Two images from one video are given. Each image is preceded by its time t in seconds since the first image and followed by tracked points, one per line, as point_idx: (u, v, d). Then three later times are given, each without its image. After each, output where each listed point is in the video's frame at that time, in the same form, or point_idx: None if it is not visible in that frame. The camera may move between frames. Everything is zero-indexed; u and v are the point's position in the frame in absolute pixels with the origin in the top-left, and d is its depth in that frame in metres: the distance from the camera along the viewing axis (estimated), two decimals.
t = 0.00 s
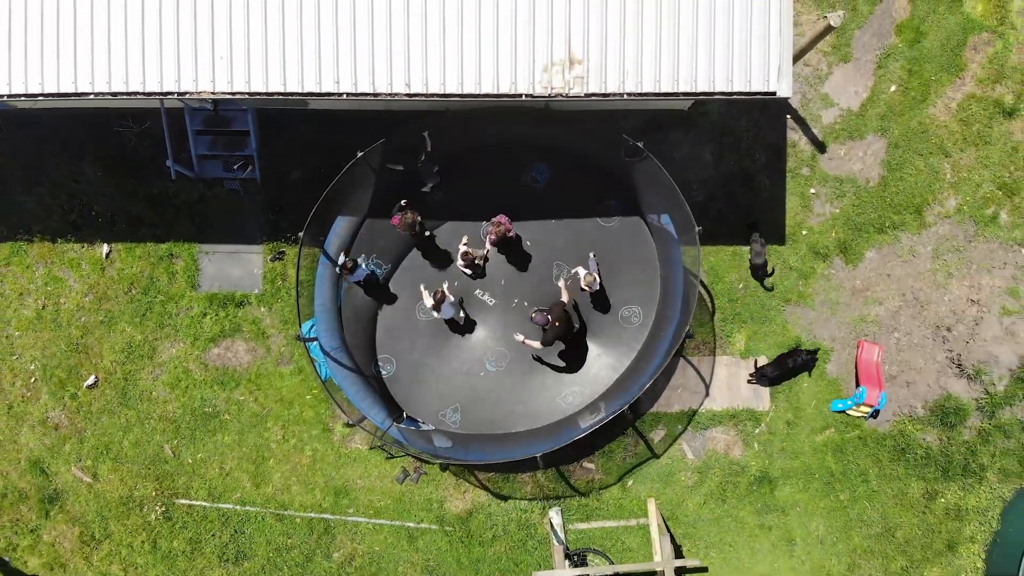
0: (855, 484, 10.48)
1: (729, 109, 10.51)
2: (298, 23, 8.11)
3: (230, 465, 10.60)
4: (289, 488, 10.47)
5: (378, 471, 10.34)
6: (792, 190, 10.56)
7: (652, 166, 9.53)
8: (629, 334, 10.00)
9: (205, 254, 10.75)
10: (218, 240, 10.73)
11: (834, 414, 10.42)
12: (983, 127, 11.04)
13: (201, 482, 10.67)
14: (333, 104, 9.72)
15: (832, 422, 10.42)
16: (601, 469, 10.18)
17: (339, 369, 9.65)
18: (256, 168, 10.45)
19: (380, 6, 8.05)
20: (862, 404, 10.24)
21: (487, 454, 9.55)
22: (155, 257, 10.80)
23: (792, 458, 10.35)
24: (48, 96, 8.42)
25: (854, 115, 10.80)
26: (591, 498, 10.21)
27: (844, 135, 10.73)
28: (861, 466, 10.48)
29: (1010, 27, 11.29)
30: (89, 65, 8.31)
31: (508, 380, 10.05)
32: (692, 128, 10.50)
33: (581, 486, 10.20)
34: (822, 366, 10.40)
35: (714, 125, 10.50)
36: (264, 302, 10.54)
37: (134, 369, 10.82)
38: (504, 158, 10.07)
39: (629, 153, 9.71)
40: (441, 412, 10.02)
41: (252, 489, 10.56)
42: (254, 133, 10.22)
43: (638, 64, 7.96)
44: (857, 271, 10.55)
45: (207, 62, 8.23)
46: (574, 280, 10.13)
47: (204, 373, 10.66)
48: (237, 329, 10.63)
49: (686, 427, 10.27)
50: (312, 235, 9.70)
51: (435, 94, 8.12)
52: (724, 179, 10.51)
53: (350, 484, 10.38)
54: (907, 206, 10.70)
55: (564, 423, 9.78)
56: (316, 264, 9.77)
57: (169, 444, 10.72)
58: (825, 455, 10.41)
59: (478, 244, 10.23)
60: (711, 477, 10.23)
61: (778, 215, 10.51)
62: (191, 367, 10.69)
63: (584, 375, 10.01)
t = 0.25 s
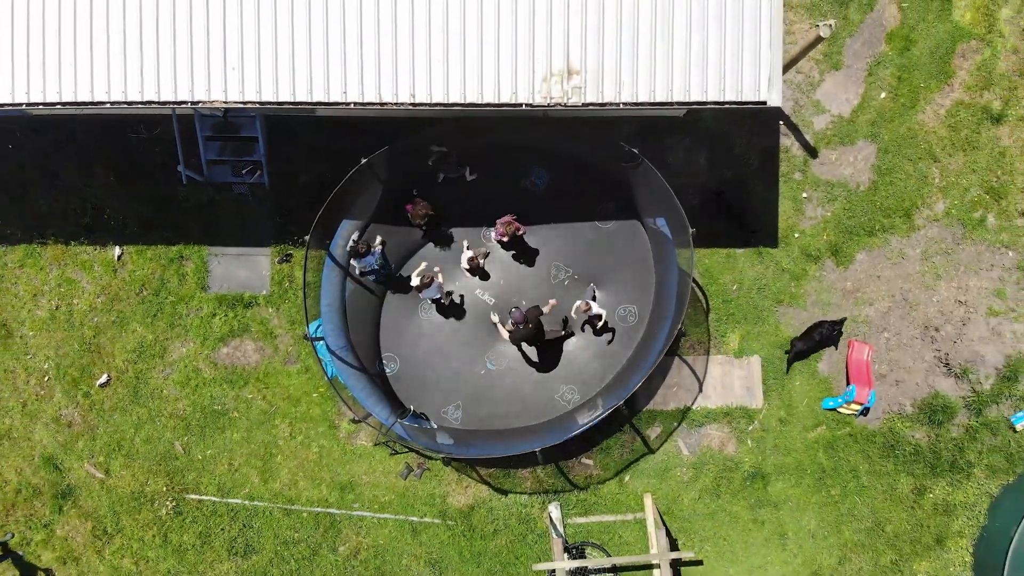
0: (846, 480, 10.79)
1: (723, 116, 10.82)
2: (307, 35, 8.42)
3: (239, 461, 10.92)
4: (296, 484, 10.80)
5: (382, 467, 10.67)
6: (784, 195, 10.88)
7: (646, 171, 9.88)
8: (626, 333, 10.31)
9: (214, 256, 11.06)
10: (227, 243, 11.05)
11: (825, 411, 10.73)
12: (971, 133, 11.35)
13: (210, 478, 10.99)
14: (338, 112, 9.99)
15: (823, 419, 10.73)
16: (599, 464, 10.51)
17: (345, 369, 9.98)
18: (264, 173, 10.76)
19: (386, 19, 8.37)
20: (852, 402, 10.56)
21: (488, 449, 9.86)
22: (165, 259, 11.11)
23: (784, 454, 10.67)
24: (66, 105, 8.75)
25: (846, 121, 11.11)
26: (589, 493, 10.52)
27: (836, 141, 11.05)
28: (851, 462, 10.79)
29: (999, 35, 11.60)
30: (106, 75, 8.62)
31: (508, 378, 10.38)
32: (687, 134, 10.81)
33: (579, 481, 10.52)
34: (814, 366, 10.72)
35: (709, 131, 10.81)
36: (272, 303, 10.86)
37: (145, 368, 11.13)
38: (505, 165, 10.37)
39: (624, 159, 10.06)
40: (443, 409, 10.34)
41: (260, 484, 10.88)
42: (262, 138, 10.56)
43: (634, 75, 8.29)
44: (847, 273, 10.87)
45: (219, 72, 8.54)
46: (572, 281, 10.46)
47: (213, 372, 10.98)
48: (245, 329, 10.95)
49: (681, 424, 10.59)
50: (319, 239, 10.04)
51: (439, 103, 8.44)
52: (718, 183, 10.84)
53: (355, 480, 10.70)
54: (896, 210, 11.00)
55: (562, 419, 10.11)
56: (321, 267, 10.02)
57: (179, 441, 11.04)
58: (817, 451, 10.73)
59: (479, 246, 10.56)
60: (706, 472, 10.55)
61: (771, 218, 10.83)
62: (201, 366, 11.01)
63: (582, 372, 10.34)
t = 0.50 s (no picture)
0: (835, 474, 11.18)
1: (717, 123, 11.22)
2: (318, 49, 8.82)
3: (249, 457, 11.32)
4: (305, 478, 11.21)
5: (388, 462, 11.08)
6: (776, 199, 11.28)
7: (637, 179, 10.42)
8: (622, 334, 10.67)
9: (226, 258, 11.47)
10: (239, 246, 11.45)
11: (816, 408, 11.13)
12: (957, 139, 11.75)
13: (222, 473, 11.39)
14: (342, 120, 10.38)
15: (814, 416, 11.13)
16: (597, 460, 10.91)
17: (353, 367, 10.43)
18: (274, 178, 11.16)
19: (394, 34, 8.78)
20: (841, 399, 10.96)
21: (491, 445, 10.32)
22: (179, 262, 11.51)
23: (776, 450, 11.07)
24: (87, 115, 9.14)
25: (835, 128, 11.52)
26: (588, 487, 10.92)
27: (825, 147, 11.46)
28: (841, 458, 11.18)
29: (984, 45, 12.01)
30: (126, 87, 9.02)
31: (510, 377, 10.77)
32: (682, 141, 11.21)
33: (578, 475, 10.92)
34: (805, 364, 11.11)
35: (703, 138, 11.21)
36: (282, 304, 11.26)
37: (159, 366, 11.53)
38: (505, 171, 10.77)
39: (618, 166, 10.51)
40: (448, 406, 10.69)
41: (271, 478, 11.28)
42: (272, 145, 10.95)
43: (630, 87, 8.71)
44: (837, 274, 11.27)
45: (234, 84, 8.92)
46: (570, 283, 10.82)
47: (225, 370, 11.38)
48: (256, 329, 11.35)
49: (677, 420, 11.00)
50: (328, 243, 10.45)
51: (444, 114, 8.86)
52: (712, 189, 11.24)
53: (362, 474, 11.11)
54: (884, 214, 11.40)
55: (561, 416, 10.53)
56: (330, 270, 10.49)
57: (192, 437, 11.44)
58: (807, 447, 11.13)
59: (481, 249, 10.93)
60: (700, 467, 10.96)
61: (764, 222, 11.23)
62: (213, 365, 11.41)
63: (581, 371, 10.71)
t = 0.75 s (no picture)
0: (825, 468, 11.61)
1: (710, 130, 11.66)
2: (329, 62, 9.25)
3: (260, 451, 11.76)
4: (313, 471, 11.65)
5: (394, 456, 11.52)
6: (768, 203, 11.72)
7: (636, 184, 10.75)
8: (619, 332, 11.13)
9: (237, 260, 11.91)
10: (250, 248, 11.90)
11: (805, 405, 11.56)
12: (942, 145, 12.19)
13: (233, 467, 11.82)
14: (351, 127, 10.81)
15: (804, 412, 11.56)
16: (595, 453, 11.37)
17: (360, 364, 10.80)
18: (285, 183, 11.66)
19: (401, 47, 9.21)
20: (829, 395, 11.40)
21: (493, 439, 10.73)
22: (192, 263, 11.96)
23: (767, 444, 11.50)
24: (108, 125, 9.59)
25: (825, 135, 11.96)
26: (586, 480, 11.37)
27: (815, 153, 11.90)
28: (830, 452, 11.61)
29: (969, 54, 12.45)
30: (145, 97, 9.45)
31: (510, 373, 11.25)
32: (677, 147, 11.64)
33: (577, 469, 11.37)
34: (795, 362, 11.54)
35: (697, 144, 11.64)
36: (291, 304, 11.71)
37: (173, 364, 11.97)
38: (507, 176, 11.20)
39: (616, 171, 10.87)
40: (451, 401, 11.17)
41: (281, 472, 11.72)
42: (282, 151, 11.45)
43: (626, 99, 9.16)
44: (826, 276, 11.70)
45: (248, 95, 9.36)
46: (569, 284, 11.29)
47: (237, 368, 11.82)
48: (266, 328, 11.79)
49: (672, 416, 11.45)
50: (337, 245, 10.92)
51: (449, 123, 9.30)
52: (706, 193, 11.68)
53: (369, 468, 11.56)
54: (872, 217, 11.84)
55: (560, 410, 10.97)
56: (338, 271, 10.87)
57: (205, 432, 11.88)
58: (797, 442, 11.56)
59: (484, 251, 11.43)
60: (694, 461, 11.40)
61: (755, 225, 11.67)
62: (225, 363, 11.85)
63: (579, 368, 11.17)
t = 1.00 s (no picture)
0: (813, 462, 12.06)
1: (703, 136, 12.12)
2: (337, 73, 9.70)
3: (269, 446, 12.21)
4: (321, 465, 12.11)
5: (398, 450, 11.98)
6: (758, 207, 12.18)
7: (631, 190, 11.30)
8: (615, 331, 11.52)
9: (247, 262, 12.37)
10: (260, 250, 12.35)
11: (795, 401, 12.02)
12: (927, 151, 12.64)
13: (244, 461, 12.27)
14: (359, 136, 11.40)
15: (793, 408, 12.02)
16: (592, 448, 11.82)
17: (367, 361, 11.32)
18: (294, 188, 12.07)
19: (406, 59, 9.65)
20: (818, 392, 11.85)
21: (493, 433, 11.27)
22: (203, 265, 12.42)
23: (758, 439, 11.96)
24: (126, 133, 10.03)
25: (813, 141, 12.41)
26: (583, 473, 11.83)
27: (804, 159, 12.35)
28: (818, 447, 12.06)
29: (953, 63, 12.90)
30: (162, 106, 9.89)
31: (511, 371, 11.62)
32: (671, 153, 12.10)
33: (574, 462, 11.83)
34: (785, 360, 11.99)
35: (690, 150, 12.10)
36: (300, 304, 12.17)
37: (185, 362, 12.42)
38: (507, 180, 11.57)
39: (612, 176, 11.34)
40: (453, 398, 11.59)
41: (289, 466, 12.18)
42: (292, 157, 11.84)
43: (621, 108, 9.62)
44: (815, 277, 12.15)
45: (260, 104, 9.82)
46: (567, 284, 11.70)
47: (247, 365, 12.28)
48: (276, 328, 12.25)
49: (666, 412, 11.91)
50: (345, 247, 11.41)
51: (452, 132, 9.76)
52: (699, 197, 12.13)
53: (374, 462, 12.01)
54: (859, 221, 12.29)
55: (558, 407, 11.40)
56: (347, 272, 11.42)
57: (216, 428, 12.33)
58: (787, 436, 12.01)
59: (485, 253, 11.83)
60: (687, 455, 11.87)
61: (746, 228, 12.13)
62: (235, 360, 12.30)
63: (577, 365, 11.54)
